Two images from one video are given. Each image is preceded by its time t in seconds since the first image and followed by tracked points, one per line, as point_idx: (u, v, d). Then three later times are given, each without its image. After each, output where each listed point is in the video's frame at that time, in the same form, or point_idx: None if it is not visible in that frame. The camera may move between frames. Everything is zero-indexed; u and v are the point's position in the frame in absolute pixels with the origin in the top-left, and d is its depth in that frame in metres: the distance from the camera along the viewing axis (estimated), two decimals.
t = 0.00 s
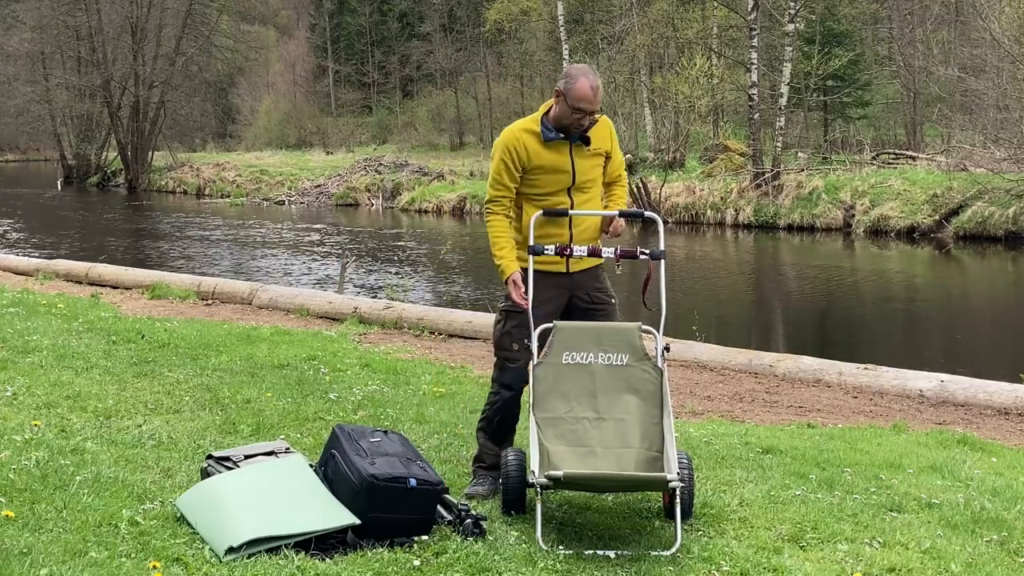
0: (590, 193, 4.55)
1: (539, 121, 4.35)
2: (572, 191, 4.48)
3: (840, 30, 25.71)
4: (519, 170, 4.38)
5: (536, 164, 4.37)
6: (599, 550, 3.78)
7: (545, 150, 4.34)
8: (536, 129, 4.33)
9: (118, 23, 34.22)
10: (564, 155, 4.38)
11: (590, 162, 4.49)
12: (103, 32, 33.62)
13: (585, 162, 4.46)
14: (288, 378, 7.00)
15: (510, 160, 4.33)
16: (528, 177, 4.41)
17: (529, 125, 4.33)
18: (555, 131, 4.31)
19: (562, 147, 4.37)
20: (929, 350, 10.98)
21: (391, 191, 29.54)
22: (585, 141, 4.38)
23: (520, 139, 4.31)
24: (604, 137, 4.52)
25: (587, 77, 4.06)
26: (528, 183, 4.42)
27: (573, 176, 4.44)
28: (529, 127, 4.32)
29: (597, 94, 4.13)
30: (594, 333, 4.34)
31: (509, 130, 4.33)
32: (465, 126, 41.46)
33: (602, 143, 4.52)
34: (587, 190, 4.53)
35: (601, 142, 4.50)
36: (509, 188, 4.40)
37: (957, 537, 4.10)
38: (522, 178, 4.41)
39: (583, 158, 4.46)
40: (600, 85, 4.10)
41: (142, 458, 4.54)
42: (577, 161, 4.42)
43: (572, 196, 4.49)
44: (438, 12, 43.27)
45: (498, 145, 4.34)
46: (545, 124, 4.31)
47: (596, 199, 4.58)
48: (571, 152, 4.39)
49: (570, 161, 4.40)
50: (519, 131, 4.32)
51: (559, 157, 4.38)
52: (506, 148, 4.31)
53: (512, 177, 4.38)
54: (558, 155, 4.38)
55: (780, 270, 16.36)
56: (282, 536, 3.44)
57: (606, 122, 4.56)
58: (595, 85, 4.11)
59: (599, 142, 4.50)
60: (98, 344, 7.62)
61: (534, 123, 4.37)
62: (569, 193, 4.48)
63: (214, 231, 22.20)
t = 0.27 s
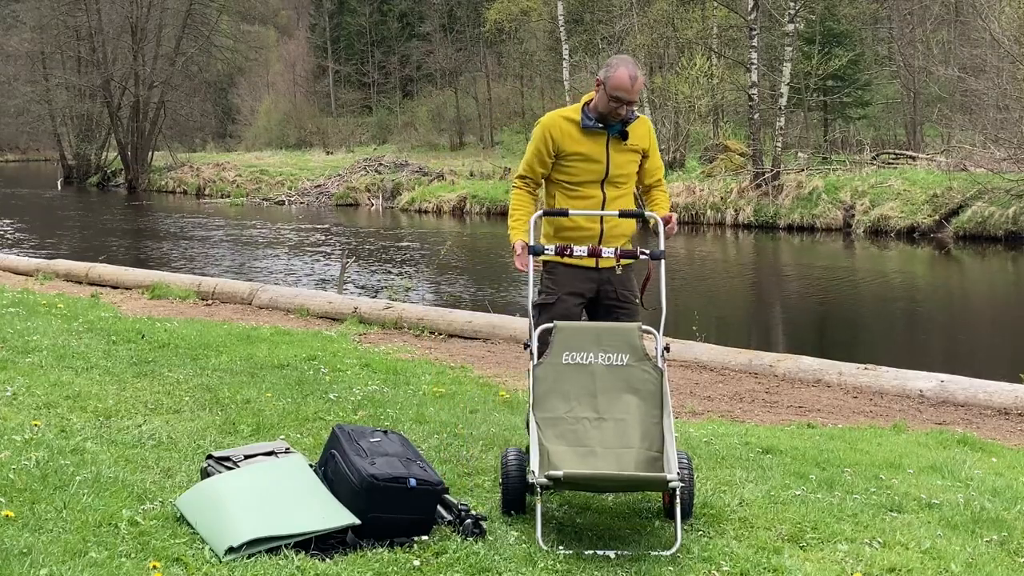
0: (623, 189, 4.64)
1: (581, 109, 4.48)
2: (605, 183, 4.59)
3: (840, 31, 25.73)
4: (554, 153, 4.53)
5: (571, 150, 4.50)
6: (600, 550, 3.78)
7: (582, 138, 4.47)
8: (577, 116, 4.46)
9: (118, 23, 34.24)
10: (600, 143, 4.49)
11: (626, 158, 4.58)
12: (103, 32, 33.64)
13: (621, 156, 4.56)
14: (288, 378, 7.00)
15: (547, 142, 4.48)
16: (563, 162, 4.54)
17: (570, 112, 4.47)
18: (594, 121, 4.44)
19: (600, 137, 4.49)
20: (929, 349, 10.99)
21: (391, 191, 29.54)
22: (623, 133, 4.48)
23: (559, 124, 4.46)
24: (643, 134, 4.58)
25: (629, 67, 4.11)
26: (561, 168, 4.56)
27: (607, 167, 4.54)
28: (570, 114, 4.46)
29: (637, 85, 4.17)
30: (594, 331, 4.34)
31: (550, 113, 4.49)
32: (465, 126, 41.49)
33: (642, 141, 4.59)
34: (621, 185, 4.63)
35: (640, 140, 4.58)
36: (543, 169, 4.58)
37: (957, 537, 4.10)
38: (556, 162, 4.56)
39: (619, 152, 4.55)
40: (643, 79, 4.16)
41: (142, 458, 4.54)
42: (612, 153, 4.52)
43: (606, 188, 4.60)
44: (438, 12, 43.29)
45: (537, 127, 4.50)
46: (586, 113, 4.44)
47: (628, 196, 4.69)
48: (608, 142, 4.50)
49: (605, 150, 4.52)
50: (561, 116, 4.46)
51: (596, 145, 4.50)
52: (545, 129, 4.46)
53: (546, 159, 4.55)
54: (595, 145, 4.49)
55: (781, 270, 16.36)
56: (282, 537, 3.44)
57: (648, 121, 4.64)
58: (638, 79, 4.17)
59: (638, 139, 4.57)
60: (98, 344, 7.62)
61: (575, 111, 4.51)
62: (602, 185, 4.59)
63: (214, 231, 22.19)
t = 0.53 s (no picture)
0: (634, 192, 4.62)
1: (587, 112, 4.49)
2: (615, 187, 4.58)
3: (840, 31, 25.74)
4: (560, 158, 4.57)
5: (577, 154, 4.53)
6: (600, 550, 3.78)
7: (587, 141, 4.49)
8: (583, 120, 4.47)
9: (118, 23, 34.25)
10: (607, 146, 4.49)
11: (635, 161, 4.56)
12: (103, 32, 33.66)
13: (629, 159, 4.54)
14: (288, 378, 7.00)
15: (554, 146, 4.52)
16: (570, 166, 4.57)
17: (577, 116, 4.50)
18: (599, 124, 4.44)
19: (607, 139, 4.48)
20: (929, 349, 10.98)
21: (391, 191, 29.53)
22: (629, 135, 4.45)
23: (565, 128, 4.50)
24: (652, 135, 4.54)
25: (628, 70, 4.10)
26: (569, 172, 4.59)
27: (615, 170, 4.54)
28: (576, 118, 4.49)
29: (638, 86, 4.14)
30: (593, 332, 4.34)
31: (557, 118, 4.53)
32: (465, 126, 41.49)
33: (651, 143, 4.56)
34: (631, 188, 4.61)
35: (649, 142, 4.55)
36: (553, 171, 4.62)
37: (957, 537, 4.10)
38: (566, 164, 4.58)
39: (627, 154, 4.53)
40: (643, 81, 4.14)
41: (142, 458, 4.54)
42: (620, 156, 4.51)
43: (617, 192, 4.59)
44: (438, 12, 43.31)
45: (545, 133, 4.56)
46: (592, 116, 4.45)
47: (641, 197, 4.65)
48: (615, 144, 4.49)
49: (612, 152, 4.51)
50: (568, 121, 4.49)
51: (602, 147, 4.49)
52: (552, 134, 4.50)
53: (553, 163, 4.60)
54: (601, 148, 4.50)
55: (781, 270, 16.36)
56: (282, 537, 3.44)
57: (658, 123, 4.60)
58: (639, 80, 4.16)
59: (646, 140, 4.53)
60: (98, 344, 7.62)
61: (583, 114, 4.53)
62: (611, 188, 4.58)
63: (215, 231, 22.19)
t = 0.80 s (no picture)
0: (660, 195, 4.48)
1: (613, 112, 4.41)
2: (638, 188, 4.46)
3: (840, 31, 25.75)
4: (586, 155, 4.53)
5: (601, 152, 4.47)
6: (600, 550, 3.78)
7: (610, 139, 4.41)
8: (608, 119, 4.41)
9: (118, 23, 34.28)
10: (630, 147, 4.40)
11: (662, 162, 4.42)
12: (103, 32, 33.68)
13: (654, 160, 4.41)
14: (288, 378, 7.00)
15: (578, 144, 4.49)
16: (594, 164, 4.51)
17: (602, 115, 4.43)
18: (623, 124, 4.35)
19: (631, 140, 4.38)
20: (930, 350, 10.98)
21: (391, 191, 29.54)
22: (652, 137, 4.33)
23: (591, 126, 4.45)
24: (679, 138, 4.39)
25: (644, 67, 4.00)
26: (594, 170, 4.53)
27: (638, 172, 4.43)
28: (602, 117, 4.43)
29: (658, 89, 4.05)
30: (593, 332, 4.34)
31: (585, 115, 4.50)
32: (465, 126, 41.50)
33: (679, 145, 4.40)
34: (656, 191, 4.47)
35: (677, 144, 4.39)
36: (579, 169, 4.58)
37: (957, 537, 4.10)
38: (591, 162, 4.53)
39: (652, 157, 4.41)
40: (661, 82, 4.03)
41: (142, 458, 4.54)
42: (644, 157, 4.40)
43: (640, 194, 4.47)
44: (438, 13, 43.34)
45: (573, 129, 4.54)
46: (616, 114, 4.37)
47: (667, 201, 4.51)
48: (638, 146, 4.38)
49: (635, 155, 4.40)
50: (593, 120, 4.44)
51: (626, 148, 4.41)
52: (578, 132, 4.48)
53: (579, 160, 4.57)
54: (625, 148, 4.40)
55: (782, 270, 16.34)
56: (282, 537, 3.44)
57: (690, 125, 4.43)
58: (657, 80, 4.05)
59: (673, 143, 4.39)
60: (99, 344, 7.63)
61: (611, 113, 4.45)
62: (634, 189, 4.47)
63: (215, 232, 22.20)
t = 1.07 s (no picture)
0: (707, 205, 4.44)
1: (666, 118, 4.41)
2: (685, 196, 4.45)
3: (840, 31, 25.75)
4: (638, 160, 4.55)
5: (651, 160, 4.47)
6: (600, 550, 3.78)
7: (659, 146, 4.41)
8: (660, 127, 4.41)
9: (118, 23, 34.32)
10: (679, 156, 4.38)
11: (709, 172, 4.36)
12: (103, 32, 33.69)
13: (701, 170, 4.36)
14: (288, 378, 7.00)
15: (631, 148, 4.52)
16: (644, 169, 4.53)
17: (656, 121, 4.44)
18: (673, 132, 4.34)
19: (681, 150, 4.36)
20: (929, 350, 10.98)
21: (391, 191, 29.52)
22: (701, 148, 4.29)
23: (644, 132, 4.48)
24: (730, 149, 4.31)
25: (688, 77, 4.03)
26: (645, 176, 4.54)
27: (684, 180, 4.40)
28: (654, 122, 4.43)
29: (703, 98, 4.05)
30: (594, 333, 4.35)
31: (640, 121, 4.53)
32: (465, 126, 41.45)
33: (729, 155, 4.32)
34: (703, 200, 4.44)
35: (726, 154, 4.32)
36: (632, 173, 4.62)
37: (957, 537, 4.10)
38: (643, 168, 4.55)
39: (700, 167, 4.37)
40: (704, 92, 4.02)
41: (142, 458, 4.54)
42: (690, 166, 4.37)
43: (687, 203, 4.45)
44: (438, 12, 43.37)
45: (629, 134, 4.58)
46: (666, 121, 4.37)
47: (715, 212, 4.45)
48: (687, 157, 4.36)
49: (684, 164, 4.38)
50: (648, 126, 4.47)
51: (675, 157, 4.39)
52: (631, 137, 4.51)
53: (633, 165, 4.60)
54: (673, 155, 4.39)
55: (783, 270, 16.34)
56: (282, 537, 3.44)
57: (744, 136, 4.32)
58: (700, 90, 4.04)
59: (723, 154, 4.32)
60: (98, 344, 7.62)
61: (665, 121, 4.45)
62: (681, 197, 4.46)
63: (216, 232, 22.19)
